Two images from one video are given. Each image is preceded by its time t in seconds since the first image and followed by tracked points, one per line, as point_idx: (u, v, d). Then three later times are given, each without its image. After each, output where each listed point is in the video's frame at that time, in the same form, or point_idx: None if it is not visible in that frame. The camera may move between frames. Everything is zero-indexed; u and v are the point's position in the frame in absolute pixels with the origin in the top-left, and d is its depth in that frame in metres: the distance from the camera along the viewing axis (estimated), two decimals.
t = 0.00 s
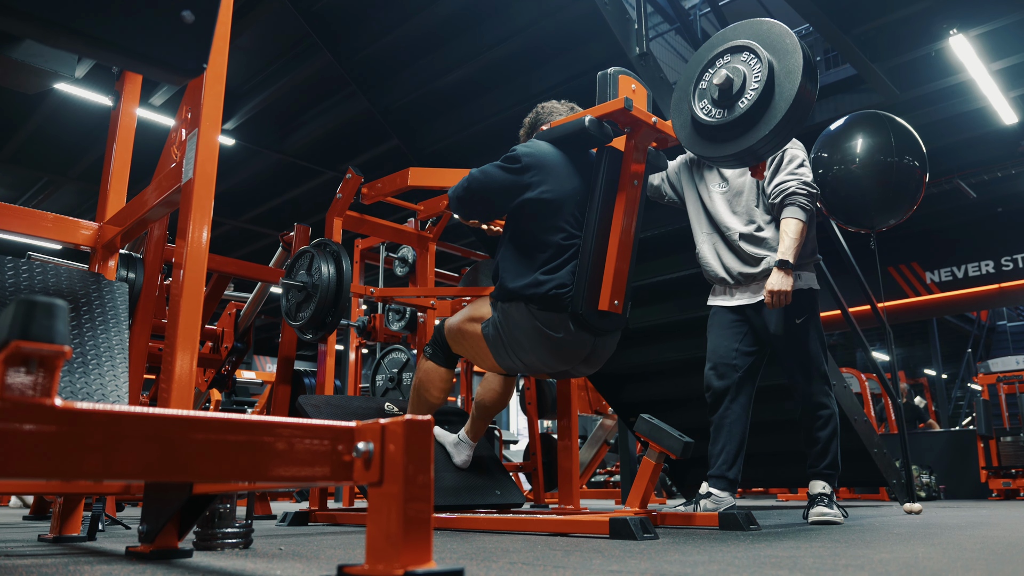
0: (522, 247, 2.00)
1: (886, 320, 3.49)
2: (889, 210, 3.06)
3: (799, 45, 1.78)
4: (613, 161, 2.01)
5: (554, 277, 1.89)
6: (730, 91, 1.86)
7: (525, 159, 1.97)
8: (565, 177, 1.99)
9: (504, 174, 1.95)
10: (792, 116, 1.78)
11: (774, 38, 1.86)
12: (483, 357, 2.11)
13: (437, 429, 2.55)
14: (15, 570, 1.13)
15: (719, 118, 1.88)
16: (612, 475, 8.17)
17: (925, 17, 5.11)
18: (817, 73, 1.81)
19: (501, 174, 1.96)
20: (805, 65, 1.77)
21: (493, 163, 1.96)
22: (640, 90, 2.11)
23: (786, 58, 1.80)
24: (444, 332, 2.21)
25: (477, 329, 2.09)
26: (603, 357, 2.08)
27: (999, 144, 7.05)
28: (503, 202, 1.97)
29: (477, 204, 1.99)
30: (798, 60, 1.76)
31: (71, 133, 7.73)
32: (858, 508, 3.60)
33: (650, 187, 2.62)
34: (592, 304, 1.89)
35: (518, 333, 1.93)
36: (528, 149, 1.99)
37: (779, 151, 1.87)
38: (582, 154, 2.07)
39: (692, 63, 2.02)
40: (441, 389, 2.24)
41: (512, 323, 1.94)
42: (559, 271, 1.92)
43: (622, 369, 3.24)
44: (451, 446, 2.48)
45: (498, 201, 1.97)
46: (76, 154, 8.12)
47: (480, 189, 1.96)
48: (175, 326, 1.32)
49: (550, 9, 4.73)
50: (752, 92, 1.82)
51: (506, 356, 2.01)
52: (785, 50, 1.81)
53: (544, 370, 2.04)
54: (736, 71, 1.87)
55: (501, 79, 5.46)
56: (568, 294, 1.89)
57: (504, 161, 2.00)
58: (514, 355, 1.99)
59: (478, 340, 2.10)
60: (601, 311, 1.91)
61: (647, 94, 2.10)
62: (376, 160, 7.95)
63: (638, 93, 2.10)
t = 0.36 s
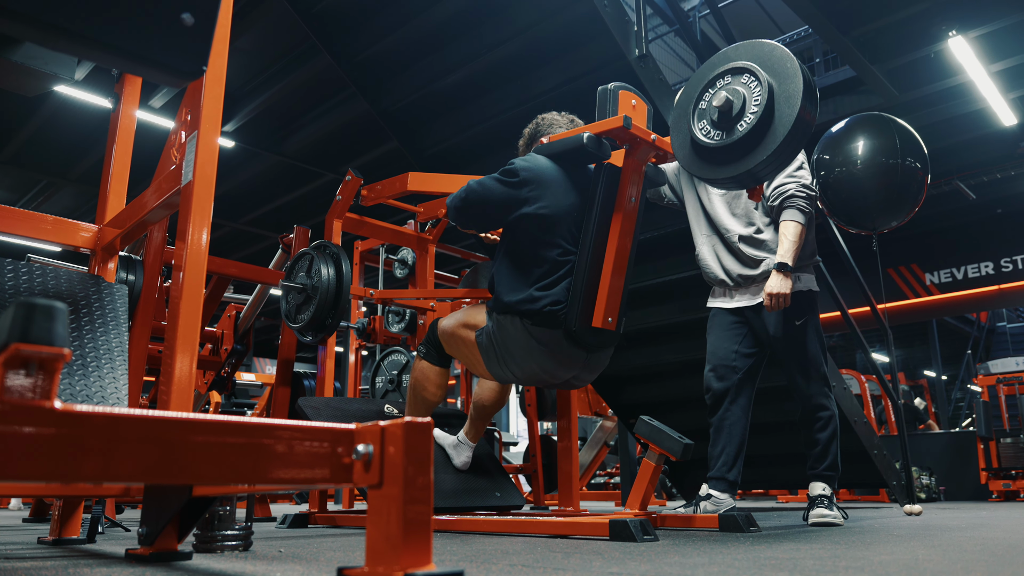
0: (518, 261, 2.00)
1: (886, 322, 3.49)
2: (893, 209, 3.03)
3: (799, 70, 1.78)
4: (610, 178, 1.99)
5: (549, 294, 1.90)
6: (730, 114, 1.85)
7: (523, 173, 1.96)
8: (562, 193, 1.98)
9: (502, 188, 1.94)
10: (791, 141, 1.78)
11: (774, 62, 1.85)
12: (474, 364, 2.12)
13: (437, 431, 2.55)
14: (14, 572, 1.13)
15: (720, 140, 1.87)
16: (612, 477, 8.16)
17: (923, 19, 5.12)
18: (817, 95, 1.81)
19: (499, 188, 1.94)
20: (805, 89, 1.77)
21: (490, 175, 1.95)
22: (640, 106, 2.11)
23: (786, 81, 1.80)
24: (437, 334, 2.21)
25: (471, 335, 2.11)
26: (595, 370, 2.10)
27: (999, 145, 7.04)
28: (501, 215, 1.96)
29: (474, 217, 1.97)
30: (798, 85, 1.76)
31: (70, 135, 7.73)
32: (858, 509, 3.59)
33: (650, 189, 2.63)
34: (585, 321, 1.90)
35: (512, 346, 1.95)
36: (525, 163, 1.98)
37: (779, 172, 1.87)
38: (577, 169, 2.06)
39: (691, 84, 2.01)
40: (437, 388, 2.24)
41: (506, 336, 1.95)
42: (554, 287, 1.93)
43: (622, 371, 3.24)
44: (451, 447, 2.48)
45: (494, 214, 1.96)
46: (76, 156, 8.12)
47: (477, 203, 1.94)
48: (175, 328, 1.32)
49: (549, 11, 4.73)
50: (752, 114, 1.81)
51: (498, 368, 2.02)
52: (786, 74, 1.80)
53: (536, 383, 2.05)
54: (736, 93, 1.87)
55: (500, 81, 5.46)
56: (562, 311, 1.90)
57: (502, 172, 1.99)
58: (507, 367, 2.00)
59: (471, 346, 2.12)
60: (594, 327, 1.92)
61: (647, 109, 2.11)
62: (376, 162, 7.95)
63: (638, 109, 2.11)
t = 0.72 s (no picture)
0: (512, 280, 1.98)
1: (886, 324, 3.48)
2: (891, 213, 3.07)
3: (799, 105, 1.73)
4: (608, 201, 2.01)
5: (540, 316, 1.90)
6: (728, 145, 1.81)
7: (518, 193, 1.93)
8: (557, 214, 1.96)
9: (497, 207, 1.91)
10: (788, 176, 1.75)
11: (774, 93, 1.81)
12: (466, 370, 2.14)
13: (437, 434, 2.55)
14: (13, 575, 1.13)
15: (718, 171, 1.83)
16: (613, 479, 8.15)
17: (922, 22, 5.13)
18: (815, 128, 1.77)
19: (495, 206, 1.92)
20: (804, 124, 1.73)
21: (487, 192, 1.92)
22: (640, 127, 2.11)
23: (786, 115, 1.76)
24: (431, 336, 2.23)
25: (462, 345, 2.12)
26: (581, 393, 2.11)
27: (999, 148, 7.04)
28: (494, 232, 1.92)
29: (468, 232, 1.95)
30: (798, 120, 1.72)
31: (70, 138, 7.74)
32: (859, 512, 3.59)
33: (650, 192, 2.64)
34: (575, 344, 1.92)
35: (501, 364, 1.96)
36: (521, 182, 1.96)
37: (780, 202, 1.84)
38: (574, 190, 2.03)
39: (689, 112, 1.96)
40: (433, 386, 2.26)
41: (497, 353, 1.97)
42: (547, 309, 1.94)
43: (622, 373, 3.24)
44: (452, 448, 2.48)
45: (488, 234, 1.93)
46: (76, 159, 8.13)
47: (472, 218, 1.92)
48: (175, 330, 1.33)
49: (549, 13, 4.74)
50: (750, 145, 1.77)
51: (488, 384, 2.04)
52: (785, 108, 1.76)
53: (525, 400, 2.07)
54: (733, 123, 1.82)
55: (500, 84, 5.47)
56: (553, 334, 1.91)
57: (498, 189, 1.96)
58: (496, 384, 2.01)
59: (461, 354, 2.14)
60: (585, 350, 1.94)
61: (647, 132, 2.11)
62: (376, 164, 7.95)
63: (637, 131, 2.11)
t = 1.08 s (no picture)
0: (502, 303, 1.98)
1: (887, 322, 3.48)
2: (891, 213, 3.05)
3: (797, 154, 1.64)
4: (598, 233, 1.92)
5: (527, 342, 1.89)
6: (723, 189, 1.72)
7: (511, 218, 1.91)
8: (549, 243, 1.93)
9: (490, 229, 1.88)
10: (783, 224, 1.67)
11: (774, 138, 1.71)
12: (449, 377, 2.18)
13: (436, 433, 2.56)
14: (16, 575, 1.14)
15: (713, 216, 1.75)
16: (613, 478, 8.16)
17: (921, 21, 5.14)
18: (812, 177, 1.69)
19: (488, 228, 1.88)
20: (801, 173, 1.64)
21: (481, 212, 1.89)
22: (641, 157, 1.95)
23: (783, 162, 1.66)
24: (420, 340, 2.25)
25: (450, 356, 2.15)
26: (567, 417, 2.09)
27: (998, 146, 7.04)
28: (486, 256, 1.89)
29: (460, 253, 1.90)
30: (795, 172, 1.62)
31: (69, 139, 7.73)
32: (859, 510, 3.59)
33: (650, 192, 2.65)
34: (560, 371, 1.88)
35: (486, 384, 1.96)
36: (516, 207, 1.93)
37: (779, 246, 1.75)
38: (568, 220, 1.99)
39: (685, 149, 1.86)
40: (425, 383, 2.32)
41: (484, 374, 1.97)
42: (534, 336, 1.92)
43: (622, 372, 3.24)
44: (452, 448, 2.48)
45: (478, 257, 1.90)
46: (75, 160, 8.12)
47: (464, 237, 1.87)
48: (174, 331, 1.32)
49: (548, 13, 4.73)
50: (745, 192, 1.69)
51: (474, 402, 2.05)
52: (783, 156, 1.67)
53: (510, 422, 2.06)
54: (729, 166, 1.73)
55: (499, 84, 5.46)
56: (539, 361, 1.89)
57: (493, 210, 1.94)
58: (481, 404, 2.02)
59: (448, 365, 2.16)
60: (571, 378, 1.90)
61: (647, 162, 1.95)
62: (375, 164, 7.95)
63: (637, 161, 1.94)
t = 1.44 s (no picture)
0: (488, 329, 1.96)
1: (887, 320, 3.47)
2: (889, 211, 3.04)
3: (786, 217, 1.65)
4: (586, 271, 1.87)
5: (508, 375, 1.89)
6: (712, 246, 1.76)
7: (502, 246, 1.88)
8: (538, 275, 1.89)
9: (480, 255, 1.86)
10: (770, 284, 1.71)
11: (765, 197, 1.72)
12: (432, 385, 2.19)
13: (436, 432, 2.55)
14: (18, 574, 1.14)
15: (702, 271, 1.79)
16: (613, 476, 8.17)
17: (921, 19, 5.13)
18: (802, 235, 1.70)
19: (478, 253, 1.87)
20: (789, 236, 1.66)
21: (473, 234, 1.86)
22: (636, 194, 2.00)
23: (773, 223, 1.69)
24: (409, 342, 2.23)
25: (436, 368, 2.16)
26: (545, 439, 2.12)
27: (998, 145, 7.04)
28: (473, 281, 1.88)
29: (450, 273, 1.90)
30: (783, 237, 1.65)
31: (69, 138, 7.73)
32: (858, 508, 3.60)
33: (650, 190, 2.65)
34: (538, 404, 1.90)
35: (467, 406, 1.99)
36: (507, 234, 1.90)
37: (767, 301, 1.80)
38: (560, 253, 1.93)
39: (679, 197, 1.90)
40: (416, 376, 2.34)
41: (466, 397, 1.98)
42: (516, 367, 1.92)
43: (622, 370, 3.24)
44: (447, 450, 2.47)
45: (466, 280, 1.89)
46: (75, 159, 8.12)
47: (455, 258, 1.86)
48: (175, 330, 1.33)
49: (548, 11, 4.72)
50: (734, 251, 1.73)
51: (455, 420, 2.08)
52: (774, 218, 1.68)
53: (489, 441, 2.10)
54: (719, 223, 1.77)
55: (499, 82, 5.45)
56: (519, 394, 1.90)
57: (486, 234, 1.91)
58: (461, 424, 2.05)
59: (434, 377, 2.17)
60: (550, 411, 1.93)
61: (642, 199, 1.98)
62: (375, 163, 7.95)
63: (632, 199, 1.99)
